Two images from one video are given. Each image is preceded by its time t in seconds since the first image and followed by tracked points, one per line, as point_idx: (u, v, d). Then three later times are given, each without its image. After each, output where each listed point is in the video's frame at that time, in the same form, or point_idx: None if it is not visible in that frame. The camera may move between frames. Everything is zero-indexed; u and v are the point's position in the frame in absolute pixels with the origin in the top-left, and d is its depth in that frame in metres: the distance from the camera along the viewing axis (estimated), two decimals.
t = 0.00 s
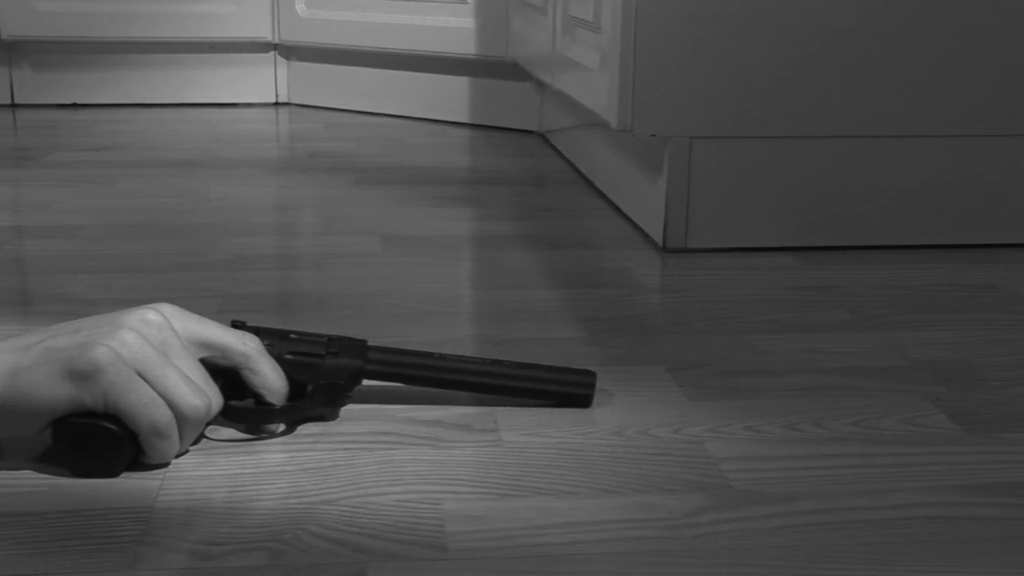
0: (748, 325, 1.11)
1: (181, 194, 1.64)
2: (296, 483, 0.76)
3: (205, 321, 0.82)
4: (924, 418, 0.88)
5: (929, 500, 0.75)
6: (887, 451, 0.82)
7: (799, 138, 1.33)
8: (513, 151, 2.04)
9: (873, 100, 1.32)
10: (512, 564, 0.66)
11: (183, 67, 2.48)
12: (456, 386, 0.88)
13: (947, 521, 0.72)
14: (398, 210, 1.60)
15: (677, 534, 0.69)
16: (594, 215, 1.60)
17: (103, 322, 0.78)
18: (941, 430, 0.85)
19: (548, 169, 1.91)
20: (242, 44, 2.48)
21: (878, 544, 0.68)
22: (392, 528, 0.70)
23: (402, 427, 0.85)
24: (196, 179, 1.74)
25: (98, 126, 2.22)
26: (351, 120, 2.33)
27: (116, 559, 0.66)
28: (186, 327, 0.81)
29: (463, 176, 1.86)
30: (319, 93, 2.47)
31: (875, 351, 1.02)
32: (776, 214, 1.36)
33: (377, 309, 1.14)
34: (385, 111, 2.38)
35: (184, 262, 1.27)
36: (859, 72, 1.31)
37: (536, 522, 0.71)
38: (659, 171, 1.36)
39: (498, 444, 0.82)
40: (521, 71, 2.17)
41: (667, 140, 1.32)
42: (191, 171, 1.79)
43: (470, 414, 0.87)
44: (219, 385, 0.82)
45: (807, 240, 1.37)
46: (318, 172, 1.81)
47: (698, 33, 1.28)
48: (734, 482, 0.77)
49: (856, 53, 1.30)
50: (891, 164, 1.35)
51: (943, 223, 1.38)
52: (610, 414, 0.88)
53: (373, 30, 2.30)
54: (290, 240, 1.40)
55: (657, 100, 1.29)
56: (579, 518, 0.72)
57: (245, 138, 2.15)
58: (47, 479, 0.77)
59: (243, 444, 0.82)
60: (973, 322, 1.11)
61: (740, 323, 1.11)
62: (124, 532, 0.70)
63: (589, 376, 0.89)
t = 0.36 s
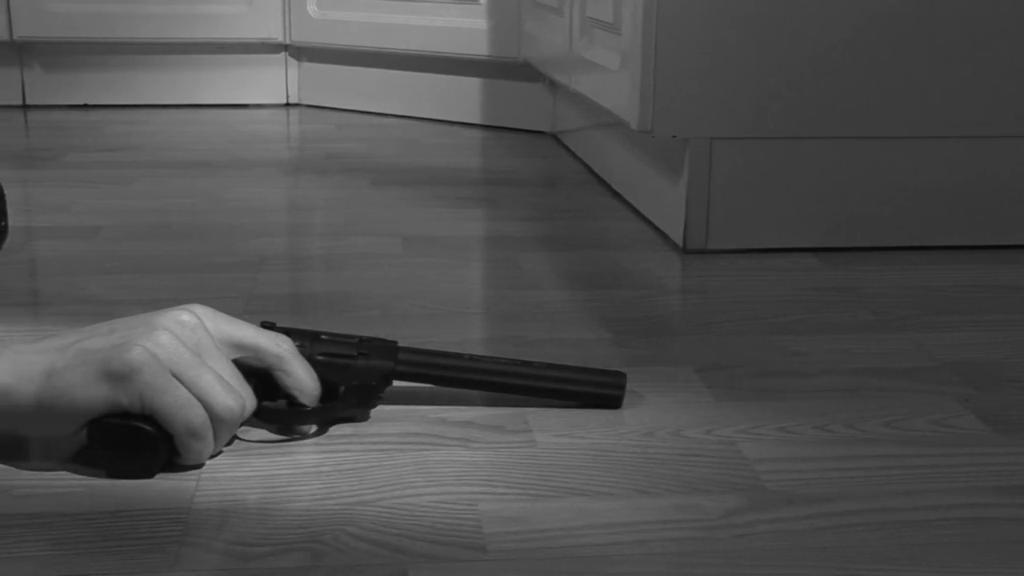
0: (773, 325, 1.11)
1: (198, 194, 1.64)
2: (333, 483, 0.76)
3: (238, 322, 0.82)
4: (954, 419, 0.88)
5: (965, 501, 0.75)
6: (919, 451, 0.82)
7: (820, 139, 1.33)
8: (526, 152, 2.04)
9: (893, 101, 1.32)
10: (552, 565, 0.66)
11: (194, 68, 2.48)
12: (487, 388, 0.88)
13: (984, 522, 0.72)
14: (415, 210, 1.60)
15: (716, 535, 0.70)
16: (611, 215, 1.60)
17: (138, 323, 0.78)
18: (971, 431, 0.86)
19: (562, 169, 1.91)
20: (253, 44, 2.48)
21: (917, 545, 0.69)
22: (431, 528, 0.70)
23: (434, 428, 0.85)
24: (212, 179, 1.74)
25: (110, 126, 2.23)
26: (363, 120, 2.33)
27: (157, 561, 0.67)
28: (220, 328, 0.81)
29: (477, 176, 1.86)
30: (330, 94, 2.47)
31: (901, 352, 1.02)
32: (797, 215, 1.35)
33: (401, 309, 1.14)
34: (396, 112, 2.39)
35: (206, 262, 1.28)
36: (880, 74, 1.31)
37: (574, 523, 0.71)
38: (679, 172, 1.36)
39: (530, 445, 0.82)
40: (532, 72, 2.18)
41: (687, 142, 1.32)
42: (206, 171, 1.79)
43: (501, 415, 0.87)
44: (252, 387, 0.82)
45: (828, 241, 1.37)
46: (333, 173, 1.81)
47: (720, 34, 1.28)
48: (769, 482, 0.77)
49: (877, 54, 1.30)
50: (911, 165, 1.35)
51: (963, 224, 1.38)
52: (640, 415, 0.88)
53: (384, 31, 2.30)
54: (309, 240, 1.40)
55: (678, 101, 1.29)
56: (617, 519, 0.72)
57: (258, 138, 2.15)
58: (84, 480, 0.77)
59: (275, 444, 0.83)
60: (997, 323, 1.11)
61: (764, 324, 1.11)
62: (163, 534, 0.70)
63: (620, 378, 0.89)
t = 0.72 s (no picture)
0: (798, 325, 1.11)
1: (217, 194, 1.64)
2: (371, 483, 0.76)
3: (273, 323, 0.82)
4: (986, 419, 0.88)
5: (1003, 501, 0.75)
6: (954, 451, 0.82)
7: (841, 139, 1.33)
8: (540, 152, 2.04)
9: (915, 101, 1.32)
10: (595, 566, 0.66)
11: (206, 68, 2.48)
12: (518, 388, 0.88)
13: None
14: (434, 210, 1.60)
15: (758, 535, 0.70)
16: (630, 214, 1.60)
17: (174, 324, 0.78)
18: (1004, 431, 0.86)
19: (576, 169, 1.91)
20: (266, 45, 2.49)
21: (957, 545, 0.69)
22: (472, 529, 0.70)
23: (468, 428, 0.85)
24: (229, 179, 1.74)
25: (124, 126, 2.23)
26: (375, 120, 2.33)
27: (200, 561, 0.67)
28: (255, 329, 0.81)
29: (492, 176, 1.86)
30: (342, 94, 2.48)
31: (928, 352, 1.02)
32: (818, 215, 1.35)
33: (426, 310, 1.14)
34: (409, 112, 2.39)
35: (229, 261, 1.28)
36: (902, 74, 1.31)
37: (614, 523, 0.71)
38: (700, 172, 1.36)
39: (565, 445, 0.82)
40: (546, 72, 2.18)
41: (709, 142, 1.32)
42: (222, 171, 1.80)
43: (534, 415, 0.87)
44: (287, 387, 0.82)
45: (849, 241, 1.37)
46: (349, 172, 1.81)
47: (742, 35, 1.27)
48: (807, 483, 0.77)
49: (899, 54, 1.30)
50: (933, 165, 1.35)
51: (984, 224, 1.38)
52: (673, 415, 0.88)
53: (397, 31, 2.30)
54: (334, 240, 1.41)
55: (700, 101, 1.29)
56: (655, 520, 0.72)
57: (272, 138, 2.16)
58: (121, 480, 0.77)
59: (310, 444, 0.83)
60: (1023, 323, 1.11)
61: (790, 323, 1.11)
62: (205, 535, 0.70)
63: (652, 378, 0.89)
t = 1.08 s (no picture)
0: (827, 324, 1.11)
1: (236, 194, 1.64)
2: (412, 484, 0.76)
3: (311, 323, 0.82)
4: (1022, 419, 0.88)
5: None
6: (992, 451, 0.82)
7: (866, 139, 1.32)
8: (556, 152, 2.04)
9: (939, 101, 1.32)
10: (643, 565, 0.66)
11: (219, 67, 2.48)
12: (554, 388, 0.89)
13: None
14: (454, 209, 1.60)
15: (803, 534, 0.70)
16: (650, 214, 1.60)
17: (214, 323, 0.78)
18: None
19: (593, 169, 1.91)
20: (279, 44, 2.49)
21: (1003, 545, 0.69)
22: (516, 529, 0.70)
23: (506, 428, 0.85)
24: (248, 179, 1.74)
25: (139, 126, 2.23)
26: (389, 120, 2.33)
27: (247, 560, 0.67)
28: (294, 328, 0.81)
29: (509, 175, 1.86)
30: (355, 94, 2.48)
31: (959, 352, 1.02)
32: (842, 215, 1.35)
33: (454, 309, 1.14)
34: (422, 112, 2.39)
35: (254, 261, 1.28)
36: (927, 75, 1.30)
37: (658, 523, 0.71)
38: (723, 172, 1.36)
39: (604, 445, 0.82)
40: (560, 72, 2.18)
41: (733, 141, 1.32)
42: (241, 171, 1.80)
43: (570, 415, 0.87)
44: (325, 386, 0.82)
45: (873, 241, 1.36)
46: (367, 172, 1.81)
47: (768, 34, 1.27)
48: (848, 482, 0.77)
49: (924, 54, 1.30)
50: (957, 164, 1.35)
51: (1007, 224, 1.38)
52: (709, 415, 0.88)
53: (410, 31, 2.31)
54: (359, 241, 1.41)
55: (725, 101, 1.29)
56: (699, 520, 0.72)
57: (288, 138, 2.16)
58: (162, 479, 0.77)
59: (348, 444, 0.82)
60: None
61: (819, 323, 1.11)
62: (249, 534, 0.70)
63: (687, 378, 0.90)
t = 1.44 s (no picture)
0: (855, 324, 1.11)
1: (256, 194, 1.64)
2: (455, 484, 0.76)
3: (350, 323, 0.82)
4: None
5: None
6: None
7: (890, 139, 1.32)
8: (572, 152, 2.04)
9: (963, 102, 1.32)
10: (691, 565, 0.66)
11: (232, 67, 2.48)
12: (589, 389, 0.89)
13: None
14: (473, 209, 1.60)
15: (847, 534, 0.70)
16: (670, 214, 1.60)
17: (254, 325, 0.78)
18: None
19: (609, 169, 1.91)
20: (292, 45, 2.49)
21: None
22: (561, 529, 0.70)
23: (543, 429, 0.85)
24: (267, 180, 1.74)
25: (153, 126, 2.23)
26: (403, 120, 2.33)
27: (295, 560, 0.67)
28: (333, 329, 0.81)
29: (526, 176, 1.86)
30: (368, 94, 2.48)
31: (990, 352, 1.02)
32: (866, 216, 1.35)
33: (482, 310, 1.14)
34: (435, 112, 2.39)
35: (279, 261, 1.28)
36: (952, 76, 1.30)
37: (702, 524, 0.71)
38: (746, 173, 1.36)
39: (642, 446, 0.82)
40: (575, 72, 2.18)
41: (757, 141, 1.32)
42: (259, 171, 1.80)
43: (606, 416, 0.87)
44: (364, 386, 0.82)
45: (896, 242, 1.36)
46: (384, 172, 1.81)
47: (793, 35, 1.27)
48: (888, 483, 0.77)
49: (948, 54, 1.30)
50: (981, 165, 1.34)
51: None
52: (745, 415, 0.88)
53: (424, 31, 2.31)
54: (381, 241, 1.41)
55: (749, 102, 1.29)
56: (744, 520, 0.72)
57: (303, 138, 2.16)
58: (204, 480, 0.77)
59: (387, 444, 0.83)
60: None
61: (846, 323, 1.11)
62: (294, 535, 0.70)
63: (721, 378, 0.90)
